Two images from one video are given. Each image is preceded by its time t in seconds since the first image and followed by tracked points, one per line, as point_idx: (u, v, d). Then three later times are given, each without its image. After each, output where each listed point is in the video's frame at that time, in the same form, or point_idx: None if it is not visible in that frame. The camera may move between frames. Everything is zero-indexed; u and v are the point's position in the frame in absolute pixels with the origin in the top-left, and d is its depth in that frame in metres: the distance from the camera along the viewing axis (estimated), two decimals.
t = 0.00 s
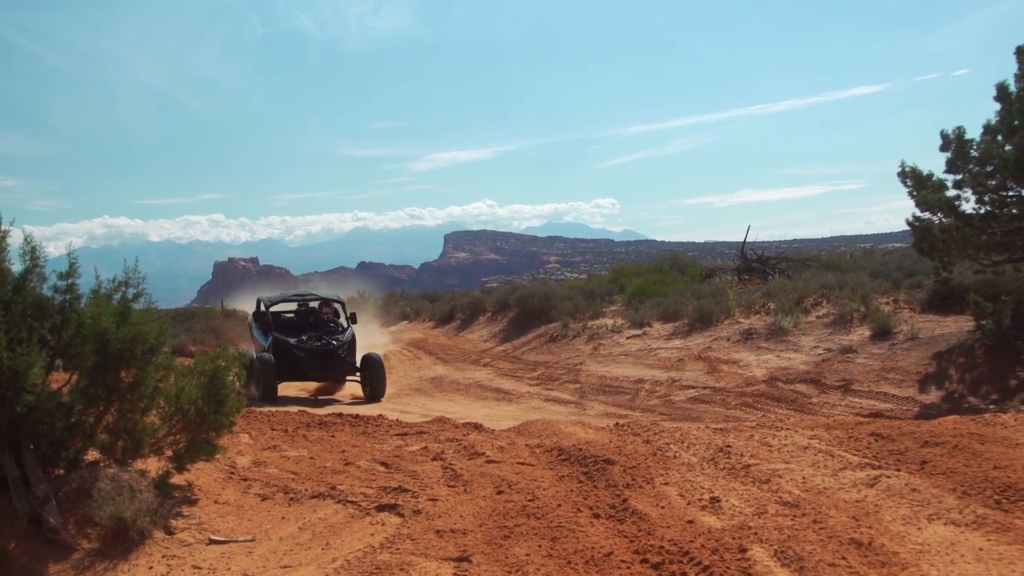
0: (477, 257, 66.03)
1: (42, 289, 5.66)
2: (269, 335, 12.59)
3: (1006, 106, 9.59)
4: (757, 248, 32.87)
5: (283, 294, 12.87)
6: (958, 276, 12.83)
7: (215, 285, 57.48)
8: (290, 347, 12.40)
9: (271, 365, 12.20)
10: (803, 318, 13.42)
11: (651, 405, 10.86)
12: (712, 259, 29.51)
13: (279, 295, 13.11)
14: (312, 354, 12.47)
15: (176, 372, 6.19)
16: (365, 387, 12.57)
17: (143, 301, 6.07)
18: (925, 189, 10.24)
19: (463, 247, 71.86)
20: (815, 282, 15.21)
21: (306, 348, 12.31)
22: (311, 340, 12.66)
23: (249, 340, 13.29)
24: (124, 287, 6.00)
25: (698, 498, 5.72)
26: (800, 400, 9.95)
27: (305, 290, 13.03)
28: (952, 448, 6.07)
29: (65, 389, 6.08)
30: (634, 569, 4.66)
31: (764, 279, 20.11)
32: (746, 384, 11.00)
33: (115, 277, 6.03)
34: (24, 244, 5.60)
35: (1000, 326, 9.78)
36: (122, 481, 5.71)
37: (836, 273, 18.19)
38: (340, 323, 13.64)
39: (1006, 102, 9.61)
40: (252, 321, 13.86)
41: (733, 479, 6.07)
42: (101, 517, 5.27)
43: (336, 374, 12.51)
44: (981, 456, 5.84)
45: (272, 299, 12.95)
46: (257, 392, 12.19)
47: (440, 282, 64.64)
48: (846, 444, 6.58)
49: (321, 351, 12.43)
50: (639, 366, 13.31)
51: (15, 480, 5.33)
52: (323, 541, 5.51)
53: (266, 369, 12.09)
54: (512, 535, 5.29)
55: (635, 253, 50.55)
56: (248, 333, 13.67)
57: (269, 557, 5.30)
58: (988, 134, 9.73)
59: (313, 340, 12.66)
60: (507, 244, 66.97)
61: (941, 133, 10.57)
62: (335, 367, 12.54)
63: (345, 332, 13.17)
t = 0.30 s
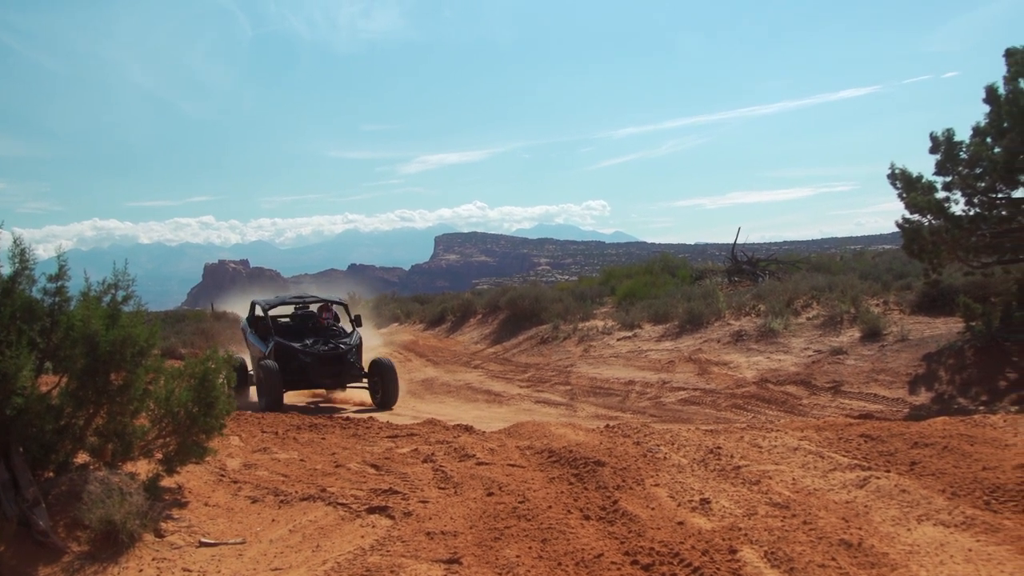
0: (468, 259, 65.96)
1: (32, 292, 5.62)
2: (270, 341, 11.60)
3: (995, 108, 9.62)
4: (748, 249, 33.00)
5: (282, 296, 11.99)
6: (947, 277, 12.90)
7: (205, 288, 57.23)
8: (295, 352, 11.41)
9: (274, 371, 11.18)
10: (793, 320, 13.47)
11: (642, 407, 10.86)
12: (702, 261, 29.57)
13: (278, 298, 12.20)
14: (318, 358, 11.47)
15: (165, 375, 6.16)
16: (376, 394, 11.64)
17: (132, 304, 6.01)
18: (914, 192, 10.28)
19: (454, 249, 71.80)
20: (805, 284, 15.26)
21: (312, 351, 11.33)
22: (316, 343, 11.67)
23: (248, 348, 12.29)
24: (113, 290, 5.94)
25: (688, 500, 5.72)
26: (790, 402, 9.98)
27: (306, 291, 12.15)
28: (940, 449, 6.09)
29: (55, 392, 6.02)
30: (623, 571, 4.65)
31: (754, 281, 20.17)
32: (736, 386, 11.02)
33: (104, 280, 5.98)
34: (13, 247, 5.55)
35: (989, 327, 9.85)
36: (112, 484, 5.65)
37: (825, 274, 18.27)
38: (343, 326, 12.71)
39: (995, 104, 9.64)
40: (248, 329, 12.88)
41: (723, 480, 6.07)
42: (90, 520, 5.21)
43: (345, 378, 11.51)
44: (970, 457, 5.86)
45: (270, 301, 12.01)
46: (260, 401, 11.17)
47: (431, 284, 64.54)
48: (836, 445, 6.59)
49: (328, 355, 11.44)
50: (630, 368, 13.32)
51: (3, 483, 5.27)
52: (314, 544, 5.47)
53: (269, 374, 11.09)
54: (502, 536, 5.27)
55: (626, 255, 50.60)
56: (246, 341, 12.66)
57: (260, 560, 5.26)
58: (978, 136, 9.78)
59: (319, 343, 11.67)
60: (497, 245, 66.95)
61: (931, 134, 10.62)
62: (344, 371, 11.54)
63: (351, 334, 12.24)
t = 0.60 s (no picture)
0: (457, 260, 65.87)
1: (18, 292, 5.56)
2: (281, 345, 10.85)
3: (982, 111, 9.70)
4: (736, 251, 33.10)
5: (290, 297, 11.25)
6: (934, 278, 12.97)
7: (192, 288, 56.85)
8: (307, 358, 10.68)
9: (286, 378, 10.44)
10: (781, 321, 13.51)
11: (630, 408, 10.86)
12: (691, 263, 29.66)
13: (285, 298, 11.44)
14: (332, 365, 10.75)
15: (153, 375, 6.07)
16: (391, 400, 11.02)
17: (120, 305, 5.93)
18: (902, 193, 10.34)
19: (443, 250, 71.66)
20: (793, 285, 15.33)
21: (327, 358, 10.63)
22: (330, 348, 10.95)
23: (254, 351, 11.52)
24: (100, 291, 5.86)
25: (675, 501, 5.71)
26: (778, 403, 10.00)
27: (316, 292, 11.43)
28: (928, 450, 6.11)
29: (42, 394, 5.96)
30: (611, 572, 4.63)
31: (743, 282, 20.24)
32: (724, 387, 11.03)
33: (92, 280, 5.90)
34: None
35: (977, 329, 9.92)
36: (99, 485, 5.56)
37: (813, 276, 18.34)
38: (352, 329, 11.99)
39: (983, 106, 9.73)
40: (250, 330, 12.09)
41: (711, 481, 6.06)
42: (77, 522, 5.14)
43: (361, 387, 10.83)
44: (957, 458, 5.88)
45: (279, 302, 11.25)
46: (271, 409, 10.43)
47: (419, 285, 64.39)
48: (823, 446, 6.60)
49: (344, 362, 10.71)
50: (618, 369, 13.32)
51: None
52: (301, 545, 5.42)
53: (280, 382, 10.36)
54: (490, 537, 5.24)
55: (615, 256, 50.70)
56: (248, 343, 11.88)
57: (247, 561, 5.20)
58: (965, 138, 9.85)
59: (332, 348, 10.95)
60: (486, 247, 66.91)
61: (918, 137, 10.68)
62: (359, 379, 10.86)
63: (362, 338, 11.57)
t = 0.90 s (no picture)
0: (445, 260, 65.74)
1: (3, 292, 5.54)
2: (294, 347, 10.25)
3: (969, 113, 9.81)
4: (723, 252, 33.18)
5: (298, 295, 10.68)
6: (921, 281, 13.05)
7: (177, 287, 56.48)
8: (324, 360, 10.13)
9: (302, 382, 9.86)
10: (768, 323, 13.55)
11: (617, 409, 10.86)
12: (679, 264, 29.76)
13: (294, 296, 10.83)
14: (350, 367, 10.21)
15: (138, 376, 5.99)
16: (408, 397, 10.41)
17: (106, 304, 5.86)
18: (889, 195, 10.40)
19: (431, 250, 71.53)
20: (781, 287, 15.38)
21: (346, 360, 10.08)
22: (345, 349, 10.41)
23: (261, 354, 10.86)
24: (86, 290, 5.80)
25: (660, 502, 5.70)
26: (764, 404, 10.04)
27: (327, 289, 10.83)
28: (912, 452, 6.12)
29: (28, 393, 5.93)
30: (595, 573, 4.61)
31: (730, 284, 20.30)
32: (710, 388, 11.05)
33: (77, 280, 5.83)
34: None
35: (963, 331, 10.00)
36: (84, 485, 5.46)
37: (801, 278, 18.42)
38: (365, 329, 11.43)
39: (969, 109, 9.83)
40: (253, 331, 11.40)
41: (696, 482, 6.06)
42: (61, 521, 5.07)
43: (380, 390, 10.33)
44: (941, 460, 5.89)
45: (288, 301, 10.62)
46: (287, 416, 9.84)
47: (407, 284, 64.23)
48: (809, 448, 6.61)
49: (362, 363, 10.17)
50: (605, 370, 13.33)
51: None
52: (286, 545, 5.36)
53: (297, 387, 9.77)
54: (474, 538, 5.21)
55: (602, 257, 50.78)
56: (252, 345, 11.21)
57: (232, 561, 5.14)
58: (952, 140, 9.92)
59: (348, 349, 10.41)
60: (475, 247, 66.86)
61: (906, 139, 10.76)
62: (377, 381, 10.35)
63: (377, 337, 11.04)
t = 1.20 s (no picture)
0: (420, 259, 65.47)
1: None
2: (300, 351, 9.74)
3: (942, 117, 9.95)
4: (697, 253, 33.41)
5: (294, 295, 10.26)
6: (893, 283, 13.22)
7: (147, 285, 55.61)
8: (335, 363, 9.59)
9: (314, 387, 9.37)
10: (741, 324, 13.64)
11: (591, 410, 10.85)
12: (653, 266, 29.95)
13: (289, 297, 10.41)
14: (364, 369, 9.65)
15: (109, 377, 5.88)
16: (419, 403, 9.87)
17: (77, 305, 5.73)
18: (862, 198, 10.53)
19: (405, 250, 71.19)
20: (754, 289, 15.50)
21: (359, 362, 9.54)
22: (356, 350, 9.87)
23: (259, 360, 10.33)
24: (57, 290, 5.67)
25: (632, 503, 5.67)
26: (738, 405, 10.09)
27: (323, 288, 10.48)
28: (882, 453, 6.16)
29: None
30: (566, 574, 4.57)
31: (704, 285, 20.43)
32: (684, 390, 11.07)
33: (47, 280, 5.70)
34: None
35: (934, 333, 10.16)
36: (53, 486, 5.34)
37: (774, 279, 18.59)
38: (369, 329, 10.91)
39: (942, 112, 9.98)
40: (245, 336, 10.85)
41: (668, 483, 6.04)
42: (29, 523, 4.93)
43: (396, 391, 9.80)
44: (911, 461, 5.94)
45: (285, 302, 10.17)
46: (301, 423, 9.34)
47: (381, 284, 63.86)
48: (780, 449, 6.63)
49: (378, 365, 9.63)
50: (580, 371, 13.32)
51: None
52: (257, 547, 5.25)
53: (310, 391, 9.28)
54: (446, 539, 5.14)
55: (577, 258, 50.89)
56: (245, 351, 10.66)
57: (202, 563, 5.02)
58: (924, 143, 10.07)
59: (359, 350, 9.86)
60: (449, 248, 66.74)
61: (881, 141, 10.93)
62: (393, 382, 9.82)
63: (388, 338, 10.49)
